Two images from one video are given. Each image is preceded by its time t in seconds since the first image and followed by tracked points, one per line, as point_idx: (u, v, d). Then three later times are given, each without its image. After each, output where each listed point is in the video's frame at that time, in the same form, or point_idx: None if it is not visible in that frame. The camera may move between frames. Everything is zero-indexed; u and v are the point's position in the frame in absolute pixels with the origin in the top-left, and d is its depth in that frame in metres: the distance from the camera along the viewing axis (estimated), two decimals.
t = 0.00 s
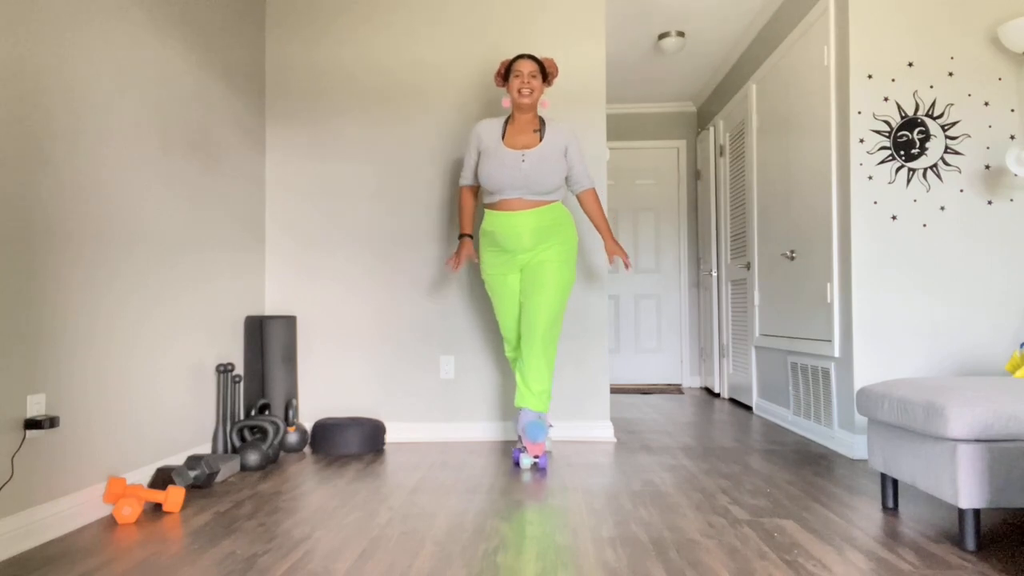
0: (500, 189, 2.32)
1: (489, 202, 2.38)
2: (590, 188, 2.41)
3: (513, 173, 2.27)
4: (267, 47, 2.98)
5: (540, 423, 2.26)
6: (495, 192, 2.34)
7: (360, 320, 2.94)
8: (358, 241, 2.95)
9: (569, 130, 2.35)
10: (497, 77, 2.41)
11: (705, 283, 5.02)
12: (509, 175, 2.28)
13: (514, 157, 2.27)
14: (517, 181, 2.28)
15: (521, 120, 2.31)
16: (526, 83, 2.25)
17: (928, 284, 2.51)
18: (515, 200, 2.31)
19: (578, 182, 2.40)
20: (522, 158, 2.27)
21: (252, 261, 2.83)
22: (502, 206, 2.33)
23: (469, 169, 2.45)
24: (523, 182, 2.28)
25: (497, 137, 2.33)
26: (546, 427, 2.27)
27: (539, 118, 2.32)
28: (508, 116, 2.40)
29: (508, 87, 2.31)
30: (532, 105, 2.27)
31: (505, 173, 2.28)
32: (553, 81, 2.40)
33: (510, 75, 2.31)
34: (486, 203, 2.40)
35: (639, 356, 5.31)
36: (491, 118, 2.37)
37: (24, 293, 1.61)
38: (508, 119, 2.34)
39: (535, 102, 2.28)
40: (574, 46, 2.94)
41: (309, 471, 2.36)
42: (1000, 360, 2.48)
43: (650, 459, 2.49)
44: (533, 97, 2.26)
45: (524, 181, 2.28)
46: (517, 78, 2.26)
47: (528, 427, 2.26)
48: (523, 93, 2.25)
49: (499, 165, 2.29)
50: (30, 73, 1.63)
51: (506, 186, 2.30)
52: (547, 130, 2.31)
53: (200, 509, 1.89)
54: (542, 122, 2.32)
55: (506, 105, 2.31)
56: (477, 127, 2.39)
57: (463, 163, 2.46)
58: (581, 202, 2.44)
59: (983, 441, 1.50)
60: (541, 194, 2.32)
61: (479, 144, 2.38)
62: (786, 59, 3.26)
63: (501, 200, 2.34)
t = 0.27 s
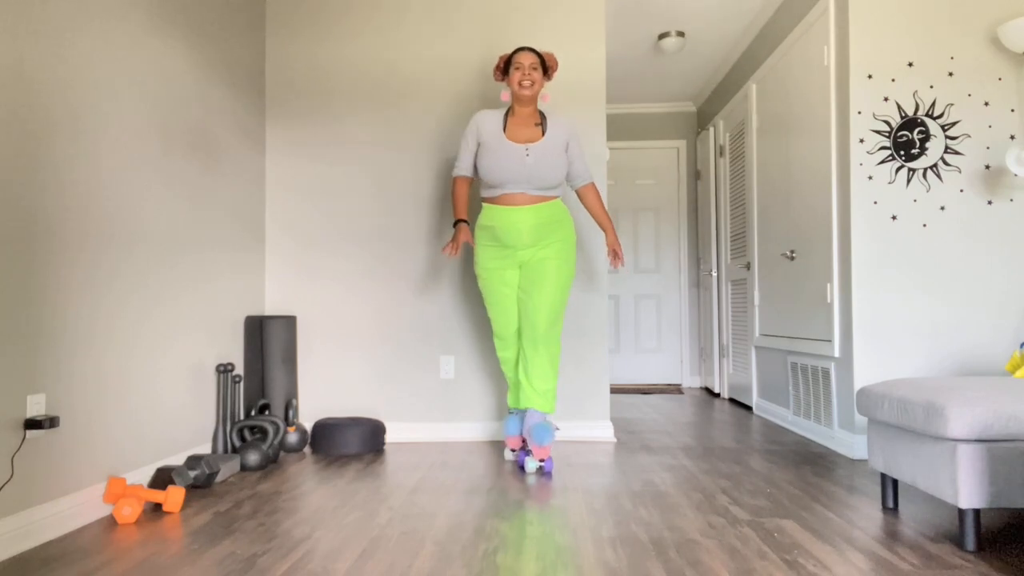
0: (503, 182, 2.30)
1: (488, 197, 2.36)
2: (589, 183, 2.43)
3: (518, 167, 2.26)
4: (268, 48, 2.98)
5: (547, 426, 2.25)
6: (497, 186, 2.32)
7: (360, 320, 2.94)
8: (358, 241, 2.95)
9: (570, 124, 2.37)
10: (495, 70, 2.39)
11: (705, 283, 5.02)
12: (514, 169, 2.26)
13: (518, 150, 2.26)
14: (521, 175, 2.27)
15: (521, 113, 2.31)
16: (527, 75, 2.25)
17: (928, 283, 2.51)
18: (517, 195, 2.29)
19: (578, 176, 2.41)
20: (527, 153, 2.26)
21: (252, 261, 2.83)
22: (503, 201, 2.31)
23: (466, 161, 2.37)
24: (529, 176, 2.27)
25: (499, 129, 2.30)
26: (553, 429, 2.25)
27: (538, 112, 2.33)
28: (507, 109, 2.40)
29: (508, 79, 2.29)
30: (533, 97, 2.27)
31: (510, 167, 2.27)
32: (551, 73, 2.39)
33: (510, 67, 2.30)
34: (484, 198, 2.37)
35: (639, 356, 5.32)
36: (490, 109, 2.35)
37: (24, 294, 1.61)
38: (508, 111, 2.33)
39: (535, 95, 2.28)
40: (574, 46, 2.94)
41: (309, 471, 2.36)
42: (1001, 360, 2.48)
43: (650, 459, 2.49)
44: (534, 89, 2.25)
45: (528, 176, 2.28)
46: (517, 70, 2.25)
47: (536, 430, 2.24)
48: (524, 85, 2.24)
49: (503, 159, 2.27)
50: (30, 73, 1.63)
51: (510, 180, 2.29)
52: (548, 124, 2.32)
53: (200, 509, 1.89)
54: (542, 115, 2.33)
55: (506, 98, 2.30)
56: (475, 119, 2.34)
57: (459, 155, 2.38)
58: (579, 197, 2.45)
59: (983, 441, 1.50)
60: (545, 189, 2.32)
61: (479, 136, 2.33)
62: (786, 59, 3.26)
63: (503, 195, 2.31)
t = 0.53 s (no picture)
0: (503, 184, 2.27)
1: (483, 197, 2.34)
2: (582, 181, 2.44)
3: (520, 170, 2.24)
4: (268, 48, 2.98)
5: (531, 428, 2.27)
6: (496, 187, 2.29)
7: (359, 320, 2.94)
8: (358, 241, 2.95)
9: (568, 121, 2.34)
10: (493, 65, 2.38)
11: (705, 283, 5.02)
12: (515, 172, 2.24)
13: (519, 149, 2.23)
14: (524, 177, 2.25)
15: (520, 110, 2.28)
16: (524, 68, 2.23)
17: (928, 283, 2.51)
18: (515, 196, 2.27)
19: (574, 174, 2.40)
20: (528, 154, 2.24)
21: (252, 261, 2.83)
22: (500, 201, 2.29)
23: (464, 158, 2.33)
24: (532, 179, 2.26)
25: (498, 127, 2.26)
26: (536, 433, 2.28)
27: (538, 108, 2.30)
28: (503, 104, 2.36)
29: (506, 73, 2.28)
30: (530, 91, 2.25)
31: (511, 168, 2.24)
32: (549, 69, 2.37)
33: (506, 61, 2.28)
34: (480, 195, 2.34)
35: (639, 356, 5.32)
36: (486, 104, 2.31)
37: (24, 293, 1.61)
38: (506, 106, 2.29)
39: (533, 88, 2.25)
40: (574, 46, 2.94)
41: (309, 471, 2.36)
42: (1001, 360, 2.48)
43: (650, 459, 2.49)
44: (532, 82, 2.23)
45: (530, 179, 2.26)
46: (515, 63, 2.24)
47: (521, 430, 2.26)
48: (522, 77, 2.22)
49: (504, 160, 2.24)
50: (30, 74, 1.63)
51: (511, 182, 2.26)
52: (547, 121, 2.29)
53: (200, 509, 1.89)
54: (541, 112, 2.30)
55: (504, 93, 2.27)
56: (473, 116, 2.29)
57: (456, 151, 2.33)
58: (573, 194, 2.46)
59: (983, 441, 1.50)
60: (544, 191, 2.30)
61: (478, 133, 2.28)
62: (786, 59, 3.26)
63: (501, 195, 2.29)
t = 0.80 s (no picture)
0: (490, 187, 2.23)
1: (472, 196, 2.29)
2: (566, 177, 2.38)
3: (507, 173, 2.20)
4: (268, 48, 2.98)
5: (528, 429, 2.24)
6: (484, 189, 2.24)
7: (359, 320, 2.94)
8: (358, 241, 2.95)
9: (555, 120, 2.28)
10: (478, 65, 2.33)
11: (705, 283, 5.02)
12: (503, 175, 2.20)
13: (505, 152, 2.18)
14: (512, 180, 2.21)
15: (505, 110, 2.23)
16: (509, 66, 2.18)
17: (928, 283, 2.51)
18: (506, 197, 2.23)
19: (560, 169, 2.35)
20: (514, 156, 2.19)
21: (252, 261, 2.83)
22: (490, 202, 2.24)
23: (448, 160, 2.29)
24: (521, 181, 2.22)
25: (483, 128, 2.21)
26: (533, 433, 2.24)
27: (523, 108, 2.24)
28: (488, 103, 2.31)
29: (490, 72, 2.22)
30: (515, 89, 2.20)
31: (498, 171, 2.20)
32: (536, 68, 2.32)
33: (491, 58, 2.22)
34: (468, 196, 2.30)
35: (639, 356, 5.32)
36: (470, 104, 2.25)
37: (24, 293, 1.61)
38: (491, 105, 2.24)
39: (517, 87, 2.20)
40: (574, 46, 2.94)
41: (309, 471, 2.36)
42: (1001, 360, 2.48)
43: (650, 459, 2.49)
44: (516, 80, 2.18)
45: (519, 181, 2.22)
46: (499, 61, 2.18)
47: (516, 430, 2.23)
48: (507, 76, 2.17)
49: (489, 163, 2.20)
50: (30, 73, 1.63)
51: (499, 185, 2.22)
52: (532, 120, 2.23)
53: (200, 509, 1.89)
54: (526, 112, 2.24)
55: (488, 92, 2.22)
56: (456, 117, 2.23)
57: (440, 154, 2.28)
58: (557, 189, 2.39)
59: (983, 441, 1.50)
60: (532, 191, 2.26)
61: (463, 134, 2.23)
62: (786, 58, 3.26)
63: (490, 196, 2.25)
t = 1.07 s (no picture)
0: (481, 199, 2.23)
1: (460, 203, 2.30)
2: (551, 187, 2.31)
3: (500, 189, 2.19)
4: (268, 48, 2.98)
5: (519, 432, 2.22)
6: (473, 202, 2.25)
7: (359, 320, 2.94)
8: (358, 241, 2.95)
9: (544, 127, 2.26)
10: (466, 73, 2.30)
11: (705, 283, 5.02)
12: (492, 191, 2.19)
13: (496, 165, 2.18)
14: (504, 194, 2.20)
15: (494, 119, 2.22)
16: (497, 73, 2.15)
17: (928, 283, 2.51)
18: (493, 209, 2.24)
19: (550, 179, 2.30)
20: (506, 172, 2.18)
21: (252, 261, 2.83)
22: (477, 211, 2.25)
23: (439, 171, 2.21)
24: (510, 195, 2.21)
25: (474, 140, 2.19)
26: (522, 436, 2.22)
27: (511, 117, 2.23)
28: (475, 109, 2.29)
29: (478, 79, 2.20)
30: (503, 96, 2.17)
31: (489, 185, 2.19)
32: (524, 75, 2.30)
33: (479, 65, 2.20)
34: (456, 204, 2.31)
35: (639, 356, 5.31)
36: (457, 111, 2.23)
37: (25, 293, 1.61)
38: (479, 113, 2.23)
39: (506, 93, 2.18)
40: (574, 46, 2.94)
41: (309, 471, 2.36)
42: (1001, 360, 2.48)
43: (651, 459, 2.49)
44: (505, 87, 2.16)
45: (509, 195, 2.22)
46: (487, 68, 2.16)
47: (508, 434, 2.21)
48: (495, 83, 2.14)
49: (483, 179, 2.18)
50: (30, 73, 1.63)
51: (490, 198, 2.22)
52: (521, 130, 2.22)
53: (200, 509, 1.89)
54: (516, 121, 2.23)
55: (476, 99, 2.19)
56: (446, 128, 2.19)
57: (429, 163, 2.22)
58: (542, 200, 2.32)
59: (983, 441, 1.50)
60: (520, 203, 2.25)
61: (452, 143, 2.20)
62: (786, 58, 3.26)
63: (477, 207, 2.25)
